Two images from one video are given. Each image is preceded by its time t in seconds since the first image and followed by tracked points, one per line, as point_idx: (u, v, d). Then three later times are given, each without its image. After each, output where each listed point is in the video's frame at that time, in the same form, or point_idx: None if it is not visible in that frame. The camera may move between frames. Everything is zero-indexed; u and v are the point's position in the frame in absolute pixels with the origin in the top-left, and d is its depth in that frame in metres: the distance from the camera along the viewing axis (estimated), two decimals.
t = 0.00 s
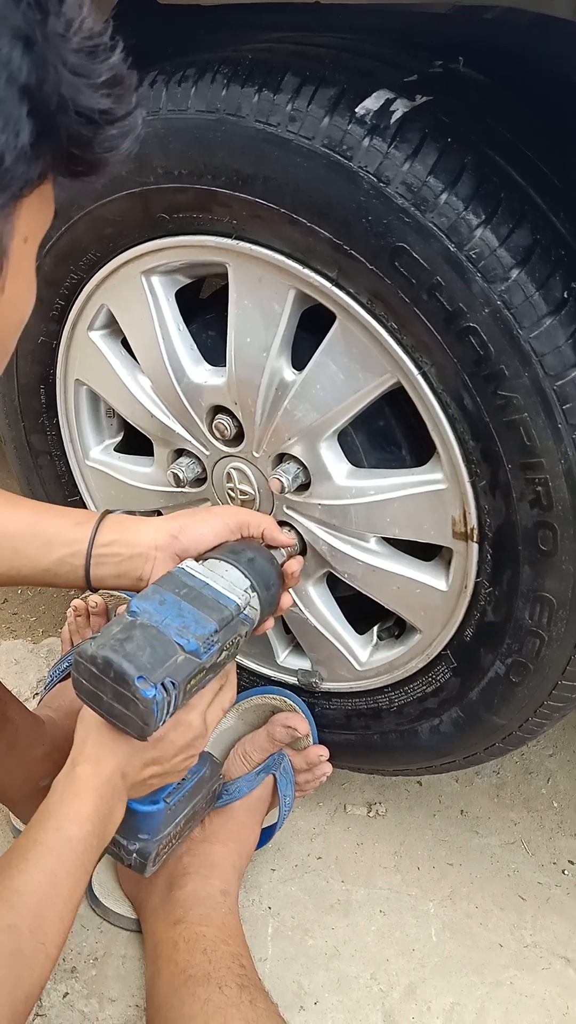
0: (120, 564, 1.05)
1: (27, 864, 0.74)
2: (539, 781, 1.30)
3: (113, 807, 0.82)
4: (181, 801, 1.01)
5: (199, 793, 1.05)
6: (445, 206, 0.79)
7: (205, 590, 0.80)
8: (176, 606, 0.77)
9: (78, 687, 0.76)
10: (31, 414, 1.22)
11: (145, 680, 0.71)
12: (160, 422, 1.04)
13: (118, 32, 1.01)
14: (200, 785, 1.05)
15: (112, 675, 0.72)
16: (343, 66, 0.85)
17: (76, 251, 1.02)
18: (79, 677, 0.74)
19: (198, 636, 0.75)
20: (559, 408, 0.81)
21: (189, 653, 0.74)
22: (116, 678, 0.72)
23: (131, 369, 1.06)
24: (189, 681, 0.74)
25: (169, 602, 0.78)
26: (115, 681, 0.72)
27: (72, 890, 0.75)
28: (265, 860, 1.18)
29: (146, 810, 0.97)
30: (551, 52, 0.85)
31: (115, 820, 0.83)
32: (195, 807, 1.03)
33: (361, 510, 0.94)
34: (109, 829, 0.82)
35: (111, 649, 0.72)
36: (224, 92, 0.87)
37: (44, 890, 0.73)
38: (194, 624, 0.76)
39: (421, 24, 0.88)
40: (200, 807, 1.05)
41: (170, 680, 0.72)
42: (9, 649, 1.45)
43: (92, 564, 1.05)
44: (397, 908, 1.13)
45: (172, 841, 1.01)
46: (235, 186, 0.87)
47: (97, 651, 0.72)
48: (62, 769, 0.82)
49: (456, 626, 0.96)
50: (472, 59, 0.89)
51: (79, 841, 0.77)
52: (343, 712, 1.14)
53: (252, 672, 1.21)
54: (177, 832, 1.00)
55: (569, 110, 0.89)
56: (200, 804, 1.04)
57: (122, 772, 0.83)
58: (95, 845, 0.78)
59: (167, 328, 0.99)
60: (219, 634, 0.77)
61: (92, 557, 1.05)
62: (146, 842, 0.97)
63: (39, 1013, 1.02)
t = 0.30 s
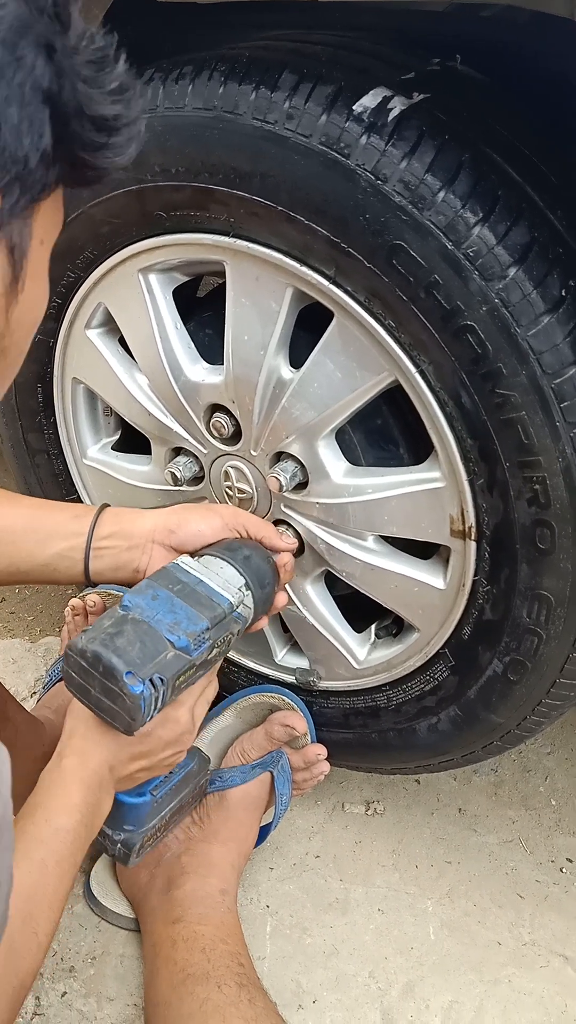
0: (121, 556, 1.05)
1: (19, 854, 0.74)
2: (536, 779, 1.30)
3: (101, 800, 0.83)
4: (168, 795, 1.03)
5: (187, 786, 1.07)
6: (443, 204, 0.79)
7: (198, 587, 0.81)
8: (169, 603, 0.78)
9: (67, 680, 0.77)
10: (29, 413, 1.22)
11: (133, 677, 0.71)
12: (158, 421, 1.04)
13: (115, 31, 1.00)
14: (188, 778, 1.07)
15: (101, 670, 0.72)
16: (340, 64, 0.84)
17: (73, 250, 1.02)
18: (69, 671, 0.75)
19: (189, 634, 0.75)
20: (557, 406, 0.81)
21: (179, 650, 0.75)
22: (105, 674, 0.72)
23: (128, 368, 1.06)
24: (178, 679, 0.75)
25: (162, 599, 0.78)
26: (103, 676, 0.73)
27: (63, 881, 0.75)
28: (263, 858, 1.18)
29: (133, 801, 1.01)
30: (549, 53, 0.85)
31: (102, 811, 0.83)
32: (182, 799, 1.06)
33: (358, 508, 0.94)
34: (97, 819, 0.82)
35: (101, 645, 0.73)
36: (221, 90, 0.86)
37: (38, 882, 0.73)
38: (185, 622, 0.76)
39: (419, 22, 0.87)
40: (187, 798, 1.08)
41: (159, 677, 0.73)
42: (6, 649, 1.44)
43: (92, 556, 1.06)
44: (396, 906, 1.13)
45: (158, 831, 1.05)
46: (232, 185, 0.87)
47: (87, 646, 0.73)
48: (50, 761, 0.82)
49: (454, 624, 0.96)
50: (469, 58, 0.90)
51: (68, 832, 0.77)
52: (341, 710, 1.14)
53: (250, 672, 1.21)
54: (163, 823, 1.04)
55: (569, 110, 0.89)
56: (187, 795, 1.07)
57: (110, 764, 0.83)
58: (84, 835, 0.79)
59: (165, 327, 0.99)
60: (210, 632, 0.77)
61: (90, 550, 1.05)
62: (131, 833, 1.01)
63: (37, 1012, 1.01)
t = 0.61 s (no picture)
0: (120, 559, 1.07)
1: (27, 849, 0.78)
2: (534, 778, 1.30)
3: (104, 802, 0.87)
4: (169, 782, 1.06)
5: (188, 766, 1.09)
6: (440, 204, 0.79)
7: (196, 603, 0.82)
8: (167, 624, 0.79)
9: (69, 695, 0.79)
10: (26, 413, 1.22)
11: (132, 703, 0.74)
12: (156, 421, 1.04)
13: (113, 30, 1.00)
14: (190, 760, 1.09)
15: (100, 695, 0.75)
16: (337, 63, 0.84)
17: (70, 249, 1.02)
18: (70, 690, 0.78)
19: (186, 657, 0.77)
20: (554, 405, 0.81)
21: (177, 673, 0.77)
22: (105, 698, 0.75)
23: (126, 368, 1.06)
24: (176, 699, 0.77)
25: (161, 617, 0.80)
26: (104, 700, 0.75)
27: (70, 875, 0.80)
28: (262, 857, 1.18)
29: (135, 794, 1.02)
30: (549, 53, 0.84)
31: (105, 813, 0.88)
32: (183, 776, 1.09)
33: (356, 508, 0.94)
34: (100, 821, 0.87)
35: (100, 669, 0.75)
36: (218, 89, 0.86)
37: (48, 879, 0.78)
38: (183, 644, 0.78)
39: (416, 22, 0.87)
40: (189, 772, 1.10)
41: (158, 702, 0.75)
42: (4, 649, 1.44)
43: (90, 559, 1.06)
44: (394, 905, 1.14)
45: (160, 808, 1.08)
46: (229, 185, 0.87)
47: (86, 669, 0.75)
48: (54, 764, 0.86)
49: (451, 623, 0.96)
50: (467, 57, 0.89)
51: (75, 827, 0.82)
52: (339, 709, 1.14)
53: (248, 671, 1.21)
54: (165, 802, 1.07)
55: (569, 110, 0.88)
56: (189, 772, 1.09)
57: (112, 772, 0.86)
58: (89, 833, 0.84)
59: (162, 327, 0.99)
60: (208, 652, 0.79)
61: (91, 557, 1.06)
62: (133, 817, 1.04)
63: (36, 1011, 1.02)
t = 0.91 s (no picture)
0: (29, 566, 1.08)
1: None
2: (531, 776, 1.31)
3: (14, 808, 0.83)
4: (117, 807, 1.00)
5: (141, 794, 1.03)
6: (436, 203, 0.79)
7: (56, 580, 0.78)
8: (21, 599, 0.76)
9: None
10: (23, 413, 1.21)
11: None
12: (153, 420, 1.04)
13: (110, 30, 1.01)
14: (137, 785, 1.04)
15: None
16: (333, 62, 0.85)
17: (67, 248, 1.02)
18: None
19: (40, 624, 0.73)
20: (550, 403, 0.81)
21: (33, 639, 0.72)
22: None
23: (123, 367, 1.06)
24: (42, 668, 0.72)
25: (15, 596, 0.76)
26: None
27: None
28: (259, 856, 1.18)
29: (72, 816, 0.97)
30: (551, 53, 0.84)
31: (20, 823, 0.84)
32: (143, 810, 1.02)
33: (353, 507, 0.94)
34: (15, 834, 0.83)
35: None
36: (215, 89, 0.86)
37: None
38: (36, 612, 0.74)
39: (412, 21, 0.87)
40: (151, 811, 1.03)
41: (13, 668, 0.70)
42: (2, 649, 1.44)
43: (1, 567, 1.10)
44: (391, 904, 1.14)
45: (124, 849, 1.00)
46: (226, 184, 0.87)
47: None
48: None
49: (448, 621, 0.96)
50: (463, 56, 0.89)
51: None
52: (336, 708, 1.14)
53: (245, 670, 1.21)
54: (125, 835, 0.99)
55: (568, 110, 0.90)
56: (149, 804, 1.03)
57: (17, 780, 0.82)
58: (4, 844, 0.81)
59: (159, 326, 0.99)
60: (69, 619, 0.75)
61: None
62: (88, 851, 0.96)
63: (34, 1010, 1.02)
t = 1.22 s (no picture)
0: None
1: None
2: (527, 774, 1.31)
3: None
4: (108, 772, 0.96)
5: (134, 763, 0.99)
6: (430, 204, 0.79)
7: (20, 519, 0.82)
8: None
9: None
10: (20, 412, 1.22)
11: None
12: (149, 419, 1.05)
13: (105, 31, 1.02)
14: (127, 749, 1.00)
15: None
16: (328, 64, 0.85)
17: (64, 249, 1.03)
18: None
19: None
20: (544, 403, 0.82)
21: None
22: None
23: (119, 367, 1.07)
24: (4, 594, 0.75)
25: None
26: None
27: None
28: (256, 854, 1.19)
29: (59, 779, 0.92)
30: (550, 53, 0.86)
31: None
32: (138, 780, 0.98)
33: (348, 505, 0.95)
34: None
35: None
36: (211, 90, 0.87)
37: None
38: None
39: (406, 23, 0.88)
40: (147, 781, 0.99)
41: None
42: None
43: None
44: (387, 901, 1.14)
45: (122, 821, 0.95)
46: (222, 184, 0.87)
47: None
48: None
49: (443, 620, 0.96)
50: (456, 58, 0.90)
51: None
52: (333, 706, 1.15)
53: (242, 669, 1.22)
54: (121, 805, 0.95)
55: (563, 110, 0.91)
56: (145, 774, 0.99)
57: None
58: None
59: (155, 326, 0.99)
60: (29, 549, 0.78)
61: None
62: (81, 820, 0.92)
63: (31, 1007, 1.02)
